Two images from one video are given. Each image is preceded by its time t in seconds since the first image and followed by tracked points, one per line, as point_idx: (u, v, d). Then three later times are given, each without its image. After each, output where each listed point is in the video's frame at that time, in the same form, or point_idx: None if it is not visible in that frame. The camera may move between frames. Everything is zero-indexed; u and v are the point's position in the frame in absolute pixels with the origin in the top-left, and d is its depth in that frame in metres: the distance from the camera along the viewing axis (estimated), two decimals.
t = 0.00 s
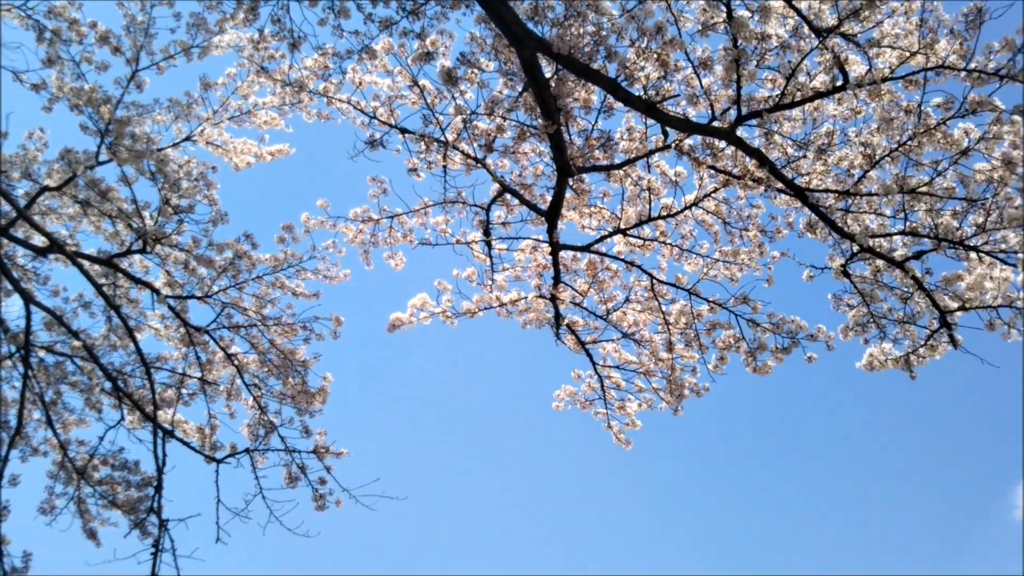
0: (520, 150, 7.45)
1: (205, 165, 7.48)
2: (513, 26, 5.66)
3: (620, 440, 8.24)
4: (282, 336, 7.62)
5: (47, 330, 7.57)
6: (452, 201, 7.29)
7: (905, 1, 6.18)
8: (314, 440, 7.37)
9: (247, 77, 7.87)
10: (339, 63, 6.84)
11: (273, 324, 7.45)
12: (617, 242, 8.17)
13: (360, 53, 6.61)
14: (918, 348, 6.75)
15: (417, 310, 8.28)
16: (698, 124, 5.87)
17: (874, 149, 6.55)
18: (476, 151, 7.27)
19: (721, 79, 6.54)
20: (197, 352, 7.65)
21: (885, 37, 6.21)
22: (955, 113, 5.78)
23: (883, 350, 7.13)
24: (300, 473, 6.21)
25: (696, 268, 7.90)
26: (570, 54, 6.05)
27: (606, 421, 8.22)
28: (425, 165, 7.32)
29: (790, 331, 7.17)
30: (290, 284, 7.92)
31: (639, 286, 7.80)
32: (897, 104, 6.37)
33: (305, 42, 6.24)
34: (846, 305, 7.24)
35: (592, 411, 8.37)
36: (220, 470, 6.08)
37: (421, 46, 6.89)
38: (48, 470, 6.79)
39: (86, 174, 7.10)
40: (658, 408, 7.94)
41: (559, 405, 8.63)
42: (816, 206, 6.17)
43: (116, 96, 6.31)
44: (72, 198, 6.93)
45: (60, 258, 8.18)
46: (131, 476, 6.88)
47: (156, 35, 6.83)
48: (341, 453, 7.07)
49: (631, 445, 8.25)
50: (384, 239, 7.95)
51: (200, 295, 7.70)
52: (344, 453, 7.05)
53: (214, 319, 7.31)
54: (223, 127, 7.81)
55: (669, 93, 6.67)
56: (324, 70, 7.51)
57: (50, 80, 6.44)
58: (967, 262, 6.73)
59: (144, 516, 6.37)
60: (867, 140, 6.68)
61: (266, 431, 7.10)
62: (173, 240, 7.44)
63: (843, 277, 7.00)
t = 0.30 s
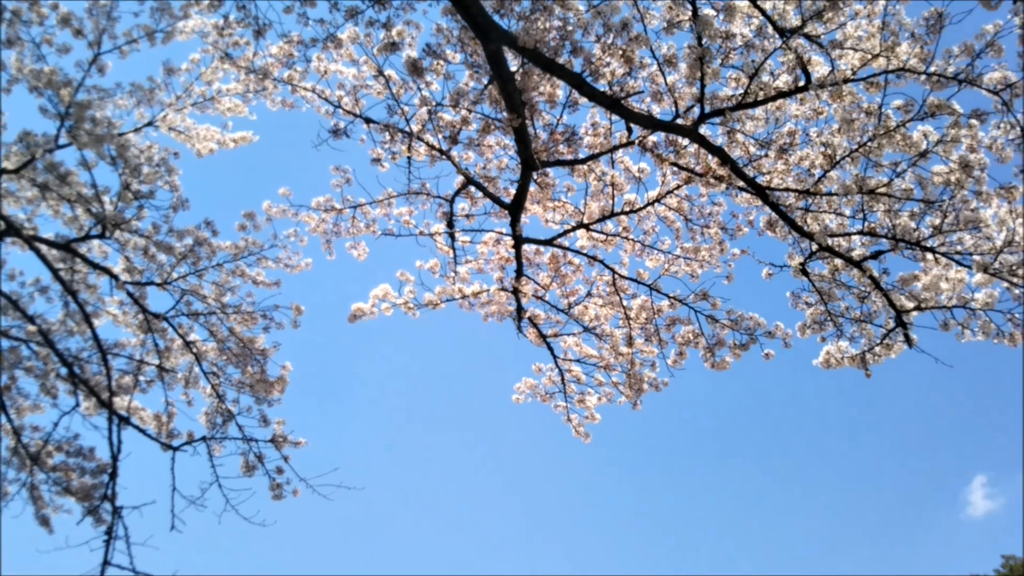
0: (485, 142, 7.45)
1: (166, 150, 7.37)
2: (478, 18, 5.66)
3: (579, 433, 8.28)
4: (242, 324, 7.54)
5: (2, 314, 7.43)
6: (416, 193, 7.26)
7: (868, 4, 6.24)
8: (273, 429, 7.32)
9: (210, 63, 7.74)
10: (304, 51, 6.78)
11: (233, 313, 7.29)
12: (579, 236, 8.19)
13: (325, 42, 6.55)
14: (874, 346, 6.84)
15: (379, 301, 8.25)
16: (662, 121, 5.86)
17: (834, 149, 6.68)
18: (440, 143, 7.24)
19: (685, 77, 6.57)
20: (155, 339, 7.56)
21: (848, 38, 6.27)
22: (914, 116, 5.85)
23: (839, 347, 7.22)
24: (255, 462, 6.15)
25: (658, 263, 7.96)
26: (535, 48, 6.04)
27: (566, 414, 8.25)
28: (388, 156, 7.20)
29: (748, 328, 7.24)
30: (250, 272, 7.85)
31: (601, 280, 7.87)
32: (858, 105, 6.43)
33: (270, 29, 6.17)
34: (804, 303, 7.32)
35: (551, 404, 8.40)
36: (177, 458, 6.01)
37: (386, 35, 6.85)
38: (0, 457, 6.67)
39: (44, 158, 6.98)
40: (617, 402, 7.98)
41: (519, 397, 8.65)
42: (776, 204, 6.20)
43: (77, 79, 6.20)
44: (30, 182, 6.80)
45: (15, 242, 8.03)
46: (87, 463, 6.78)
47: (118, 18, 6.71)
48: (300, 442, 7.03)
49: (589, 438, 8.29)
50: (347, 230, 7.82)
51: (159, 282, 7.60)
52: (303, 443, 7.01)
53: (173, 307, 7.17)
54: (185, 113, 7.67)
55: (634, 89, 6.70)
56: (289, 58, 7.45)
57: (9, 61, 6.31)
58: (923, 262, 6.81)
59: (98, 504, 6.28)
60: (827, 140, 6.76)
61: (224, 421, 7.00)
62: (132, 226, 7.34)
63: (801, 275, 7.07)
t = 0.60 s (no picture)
0: (445, 128, 7.42)
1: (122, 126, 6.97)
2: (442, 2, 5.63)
3: (531, 422, 8.29)
4: (194, 304, 7.27)
5: None
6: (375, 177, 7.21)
7: (830, 4, 6.27)
8: (224, 411, 7.22)
9: (168, 38, 7.38)
10: (266, 29, 6.69)
11: (185, 292, 6.98)
12: (538, 226, 8.20)
13: (288, 21, 6.47)
14: (824, 344, 6.92)
15: (334, 285, 8.17)
16: (623, 113, 5.85)
17: (791, 148, 6.75)
18: (401, 127, 7.19)
19: (648, 70, 6.59)
20: (106, 317, 7.42)
21: (809, 38, 6.31)
22: (871, 116, 5.91)
23: (790, 344, 7.29)
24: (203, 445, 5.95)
25: (614, 256, 7.99)
26: (499, 35, 6.01)
27: (519, 403, 8.26)
28: (348, 138, 7.03)
29: (702, 323, 7.29)
30: (204, 252, 7.74)
31: (558, 270, 7.87)
32: (816, 104, 6.48)
33: (232, 4, 6.07)
34: (757, 299, 7.38)
35: (505, 393, 8.40)
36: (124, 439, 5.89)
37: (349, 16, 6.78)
38: None
39: None
40: (571, 392, 8.00)
41: (473, 385, 8.64)
42: (733, 200, 6.23)
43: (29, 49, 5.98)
44: None
45: None
46: (31, 442, 6.64)
47: None
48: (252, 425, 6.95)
49: (542, 428, 8.30)
50: (304, 210, 7.57)
51: (112, 259, 7.46)
52: (254, 426, 6.92)
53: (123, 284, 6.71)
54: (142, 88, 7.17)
55: (596, 80, 6.71)
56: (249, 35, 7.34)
57: None
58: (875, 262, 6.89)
59: (42, 484, 6.15)
60: (785, 139, 6.79)
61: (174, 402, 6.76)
62: (85, 201, 7.19)
63: (756, 272, 7.12)
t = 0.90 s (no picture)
0: (420, 119, 7.39)
1: (93, 108, 6.79)
2: None
3: (502, 415, 8.29)
4: (163, 289, 7.04)
5: None
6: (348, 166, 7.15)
7: (806, 5, 6.31)
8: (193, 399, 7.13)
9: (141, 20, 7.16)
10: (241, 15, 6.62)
11: (155, 279, 6.74)
12: (511, 218, 8.19)
13: (263, 6, 6.41)
14: (794, 342, 6.95)
15: (307, 274, 8.14)
16: (598, 108, 5.83)
17: (764, 146, 6.79)
18: (375, 116, 7.14)
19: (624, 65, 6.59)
20: (73, 302, 7.29)
21: (784, 37, 6.34)
22: (844, 117, 5.93)
23: (760, 341, 7.32)
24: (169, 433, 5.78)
25: (587, 250, 7.99)
26: (475, 26, 5.98)
27: (490, 395, 8.25)
28: (322, 126, 6.97)
29: (673, 319, 7.32)
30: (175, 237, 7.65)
31: (530, 264, 7.86)
32: (790, 104, 6.49)
33: None
34: (728, 296, 7.42)
35: (476, 385, 8.39)
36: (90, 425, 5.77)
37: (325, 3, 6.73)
38: None
39: None
40: (541, 385, 8.00)
41: (444, 376, 8.62)
42: (705, 197, 6.22)
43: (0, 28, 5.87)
44: None
45: None
46: None
47: None
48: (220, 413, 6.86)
49: (513, 420, 8.31)
50: (276, 197, 7.45)
51: (80, 243, 7.34)
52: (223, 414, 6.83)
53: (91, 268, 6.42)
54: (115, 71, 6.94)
55: (572, 74, 6.70)
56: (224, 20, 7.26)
57: None
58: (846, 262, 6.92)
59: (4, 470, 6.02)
60: (759, 137, 6.85)
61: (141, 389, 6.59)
62: (54, 184, 7.07)
63: (727, 269, 7.15)
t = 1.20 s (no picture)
0: (383, 102, 7.34)
1: (50, 81, 6.63)
2: None
3: (458, 402, 8.28)
4: (118, 268, 6.88)
5: None
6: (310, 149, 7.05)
7: (772, 1, 6.35)
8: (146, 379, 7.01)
9: None
10: None
11: (110, 256, 6.56)
12: (473, 206, 8.18)
13: None
14: (750, 336, 7.01)
15: (264, 256, 7.76)
16: (563, 96, 5.80)
17: (726, 141, 6.81)
18: (337, 98, 7.07)
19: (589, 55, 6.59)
20: (25, 278, 7.14)
21: (749, 33, 6.38)
22: (806, 114, 5.97)
23: (716, 335, 7.37)
24: (120, 412, 5.64)
25: (548, 240, 8.00)
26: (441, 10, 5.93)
27: (447, 382, 8.24)
28: (283, 106, 6.89)
29: (631, 310, 7.35)
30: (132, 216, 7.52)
31: (491, 251, 7.84)
32: (753, 100, 6.51)
33: None
34: (686, 289, 7.46)
35: (434, 371, 8.37)
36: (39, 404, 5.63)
37: None
38: None
39: None
40: (498, 374, 8.00)
41: (402, 362, 8.59)
42: (666, 189, 6.23)
43: None
44: None
45: None
46: None
47: None
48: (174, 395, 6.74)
49: (469, 408, 8.31)
50: (235, 177, 7.28)
51: (34, 218, 7.19)
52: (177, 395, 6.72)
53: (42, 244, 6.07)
54: (73, 44, 6.78)
55: (537, 62, 6.69)
56: None
57: None
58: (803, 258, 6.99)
59: None
60: (721, 132, 6.87)
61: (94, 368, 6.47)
62: (9, 158, 6.91)
63: (685, 261, 7.18)
